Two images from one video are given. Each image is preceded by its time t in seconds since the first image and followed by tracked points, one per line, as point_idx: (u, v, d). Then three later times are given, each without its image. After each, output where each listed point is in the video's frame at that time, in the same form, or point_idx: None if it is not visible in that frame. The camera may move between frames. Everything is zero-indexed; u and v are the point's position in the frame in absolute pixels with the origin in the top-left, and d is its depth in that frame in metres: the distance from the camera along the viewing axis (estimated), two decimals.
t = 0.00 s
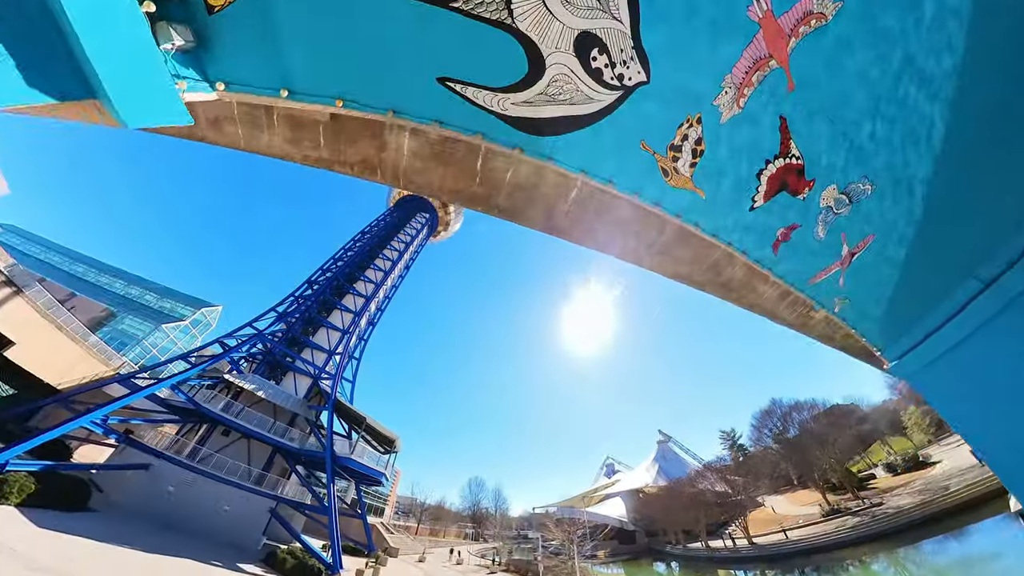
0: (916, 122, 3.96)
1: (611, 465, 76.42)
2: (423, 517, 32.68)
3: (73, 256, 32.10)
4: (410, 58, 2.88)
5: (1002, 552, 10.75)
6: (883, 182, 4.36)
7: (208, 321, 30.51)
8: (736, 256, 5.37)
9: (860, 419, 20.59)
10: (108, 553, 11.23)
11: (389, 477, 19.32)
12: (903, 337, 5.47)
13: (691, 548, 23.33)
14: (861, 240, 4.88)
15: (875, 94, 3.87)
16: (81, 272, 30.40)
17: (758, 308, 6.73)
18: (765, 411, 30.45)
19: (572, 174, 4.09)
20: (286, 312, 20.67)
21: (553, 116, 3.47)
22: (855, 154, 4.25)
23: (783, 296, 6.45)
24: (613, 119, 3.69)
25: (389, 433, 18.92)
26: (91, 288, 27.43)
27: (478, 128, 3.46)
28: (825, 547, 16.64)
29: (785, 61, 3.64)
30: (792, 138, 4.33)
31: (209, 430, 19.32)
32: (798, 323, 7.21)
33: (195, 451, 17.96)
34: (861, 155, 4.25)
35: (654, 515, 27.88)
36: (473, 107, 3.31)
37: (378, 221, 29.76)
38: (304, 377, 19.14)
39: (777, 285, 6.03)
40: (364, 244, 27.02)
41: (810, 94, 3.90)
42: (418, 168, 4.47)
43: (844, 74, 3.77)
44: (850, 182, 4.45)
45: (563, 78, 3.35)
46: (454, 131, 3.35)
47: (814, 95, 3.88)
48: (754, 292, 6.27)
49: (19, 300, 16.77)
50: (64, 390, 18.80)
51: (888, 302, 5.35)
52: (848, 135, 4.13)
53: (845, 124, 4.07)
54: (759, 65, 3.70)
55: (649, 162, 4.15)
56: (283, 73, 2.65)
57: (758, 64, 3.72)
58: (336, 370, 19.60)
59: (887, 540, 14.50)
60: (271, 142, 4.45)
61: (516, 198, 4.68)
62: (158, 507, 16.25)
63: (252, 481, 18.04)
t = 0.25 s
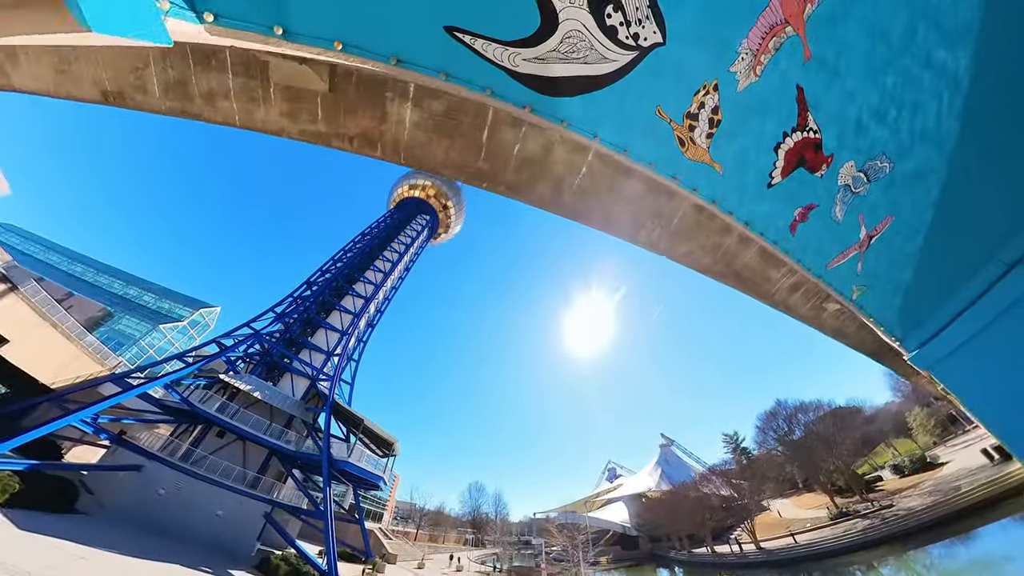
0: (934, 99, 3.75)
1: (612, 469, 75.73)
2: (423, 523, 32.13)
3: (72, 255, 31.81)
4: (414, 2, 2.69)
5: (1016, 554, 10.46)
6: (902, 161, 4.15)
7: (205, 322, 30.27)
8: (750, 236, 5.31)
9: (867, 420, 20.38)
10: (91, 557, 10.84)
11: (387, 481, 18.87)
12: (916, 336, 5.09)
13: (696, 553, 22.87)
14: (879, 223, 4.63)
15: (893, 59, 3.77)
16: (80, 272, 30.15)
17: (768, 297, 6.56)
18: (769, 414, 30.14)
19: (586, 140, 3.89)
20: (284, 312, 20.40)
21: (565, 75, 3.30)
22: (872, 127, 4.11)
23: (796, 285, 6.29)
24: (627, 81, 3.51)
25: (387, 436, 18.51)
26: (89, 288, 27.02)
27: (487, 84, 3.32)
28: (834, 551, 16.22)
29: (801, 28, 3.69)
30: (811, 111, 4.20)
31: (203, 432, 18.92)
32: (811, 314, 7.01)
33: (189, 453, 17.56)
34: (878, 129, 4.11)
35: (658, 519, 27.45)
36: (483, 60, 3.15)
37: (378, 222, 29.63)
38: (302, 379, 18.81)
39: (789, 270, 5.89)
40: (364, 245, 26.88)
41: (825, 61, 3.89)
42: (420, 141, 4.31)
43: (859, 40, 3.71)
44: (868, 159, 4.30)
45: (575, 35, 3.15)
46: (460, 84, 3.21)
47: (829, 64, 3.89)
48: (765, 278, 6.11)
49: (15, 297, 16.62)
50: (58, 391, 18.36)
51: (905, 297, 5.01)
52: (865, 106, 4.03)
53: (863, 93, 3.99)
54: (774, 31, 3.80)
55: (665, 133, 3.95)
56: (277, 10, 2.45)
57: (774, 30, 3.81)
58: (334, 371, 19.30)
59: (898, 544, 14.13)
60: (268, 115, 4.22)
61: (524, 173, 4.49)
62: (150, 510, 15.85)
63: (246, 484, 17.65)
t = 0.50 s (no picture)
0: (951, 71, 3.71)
1: (614, 473, 75.16)
2: (422, 528, 31.63)
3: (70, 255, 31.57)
4: None
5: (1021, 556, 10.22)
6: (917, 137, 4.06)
7: (203, 323, 30.20)
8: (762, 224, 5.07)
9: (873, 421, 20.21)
10: (76, 560, 10.56)
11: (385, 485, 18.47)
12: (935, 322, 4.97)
13: (701, 558, 22.47)
14: (893, 207, 4.56)
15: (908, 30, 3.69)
16: (78, 272, 29.94)
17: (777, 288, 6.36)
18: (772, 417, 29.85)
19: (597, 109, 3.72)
20: (283, 312, 20.20)
21: (578, 37, 3.22)
22: (889, 103, 4.01)
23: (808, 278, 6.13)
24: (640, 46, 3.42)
25: (386, 439, 18.13)
26: (87, 287, 26.75)
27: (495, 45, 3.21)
28: (846, 554, 15.83)
29: None
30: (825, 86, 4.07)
31: (199, 433, 18.60)
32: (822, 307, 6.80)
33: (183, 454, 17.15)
34: (895, 106, 4.01)
35: (661, 524, 27.05)
36: (494, 19, 3.06)
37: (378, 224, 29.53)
38: (300, 380, 18.55)
39: (801, 259, 5.67)
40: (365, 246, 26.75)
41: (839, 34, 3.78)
42: (424, 117, 4.17)
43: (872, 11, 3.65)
44: (884, 138, 4.20)
45: None
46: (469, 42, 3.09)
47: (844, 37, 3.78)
48: (776, 269, 5.90)
49: (10, 295, 16.14)
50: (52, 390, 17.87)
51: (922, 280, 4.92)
52: (881, 81, 3.93)
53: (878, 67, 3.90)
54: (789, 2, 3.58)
55: (680, 105, 3.86)
56: None
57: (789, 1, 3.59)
58: (332, 373, 19.07)
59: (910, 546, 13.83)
60: (264, 94, 3.99)
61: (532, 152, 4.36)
62: (144, 513, 15.74)
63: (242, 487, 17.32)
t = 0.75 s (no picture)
0: (965, 42, 3.58)
1: (615, 478, 74.40)
2: (422, 533, 31.17)
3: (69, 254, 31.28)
4: None
5: None
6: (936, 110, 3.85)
7: (202, 324, 29.80)
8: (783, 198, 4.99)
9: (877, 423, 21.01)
10: (58, 565, 10.26)
11: (384, 489, 18.10)
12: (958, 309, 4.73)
13: (706, 563, 21.97)
14: (912, 188, 4.29)
15: None
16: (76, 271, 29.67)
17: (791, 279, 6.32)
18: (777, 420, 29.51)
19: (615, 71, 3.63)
20: (281, 312, 19.93)
21: None
22: (909, 72, 3.78)
23: (823, 265, 6.05)
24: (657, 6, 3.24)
25: (385, 442, 17.81)
26: (85, 287, 26.43)
27: None
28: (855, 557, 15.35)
29: None
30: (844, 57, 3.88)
31: (193, 434, 18.47)
32: (835, 299, 6.70)
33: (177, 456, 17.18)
34: (914, 74, 3.78)
35: (665, 528, 26.64)
36: None
37: (379, 225, 29.37)
38: (297, 381, 18.26)
39: (817, 246, 5.66)
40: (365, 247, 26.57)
41: None
42: (430, 88, 4.04)
43: None
44: (901, 114, 3.98)
45: None
46: None
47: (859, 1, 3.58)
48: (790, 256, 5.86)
49: (6, 292, 15.59)
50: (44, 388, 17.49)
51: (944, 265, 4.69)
52: (898, 47, 3.72)
53: (892, 34, 3.71)
54: None
55: (697, 71, 3.73)
56: None
57: None
58: (330, 374, 18.81)
59: (919, 550, 13.40)
60: (264, 66, 3.83)
61: (541, 125, 4.21)
62: (135, 517, 15.35)
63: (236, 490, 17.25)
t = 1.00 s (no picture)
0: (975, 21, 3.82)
1: (616, 482, 73.78)
2: (421, 539, 30.75)
3: (67, 254, 30.97)
4: None
5: None
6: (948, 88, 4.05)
7: (200, 324, 29.52)
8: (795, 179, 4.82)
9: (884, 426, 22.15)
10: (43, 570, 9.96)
11: (382, 493, 17.80)
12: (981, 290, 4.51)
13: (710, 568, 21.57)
14: (928, 169, 4.39)
15: None
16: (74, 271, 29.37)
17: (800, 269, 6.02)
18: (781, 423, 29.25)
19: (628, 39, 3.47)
20: (280, 312, 19.75)
21: None
22: (921, 51, 3.96)
23: (834, 257, 5.70)
24: None
25: (384, 444, 17.56)
26: (82, 287, 26.14)
27: None
28: (867, 561, 14.86)
29: None
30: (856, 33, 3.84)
31: (188, 435, 18.22)
32: (846, 291, 6.42)
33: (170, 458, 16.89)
34: (926, 52, 3.97)
35: (668, 533, 26.31)
36: None
37: (379, 227, 29.25)
38: (295, 382, 18.02)
39: (828, 234, 5.34)
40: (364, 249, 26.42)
41: None
42: (433, 62, 3.92)
43: None
44: (915, 94, 4.14)
45: None
46: None
47: None
48: (800, 245, 5.56)
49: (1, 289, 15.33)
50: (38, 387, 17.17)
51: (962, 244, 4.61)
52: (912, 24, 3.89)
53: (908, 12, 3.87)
54: None
55: (710, 42, 3.62)
56: None
57: None
58: (329, 375, 18.57)
59: (931, 552, 13.03)
60: (263, 41, 3.70)
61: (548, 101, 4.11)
62: (125, 519, 15.10)
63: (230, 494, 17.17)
